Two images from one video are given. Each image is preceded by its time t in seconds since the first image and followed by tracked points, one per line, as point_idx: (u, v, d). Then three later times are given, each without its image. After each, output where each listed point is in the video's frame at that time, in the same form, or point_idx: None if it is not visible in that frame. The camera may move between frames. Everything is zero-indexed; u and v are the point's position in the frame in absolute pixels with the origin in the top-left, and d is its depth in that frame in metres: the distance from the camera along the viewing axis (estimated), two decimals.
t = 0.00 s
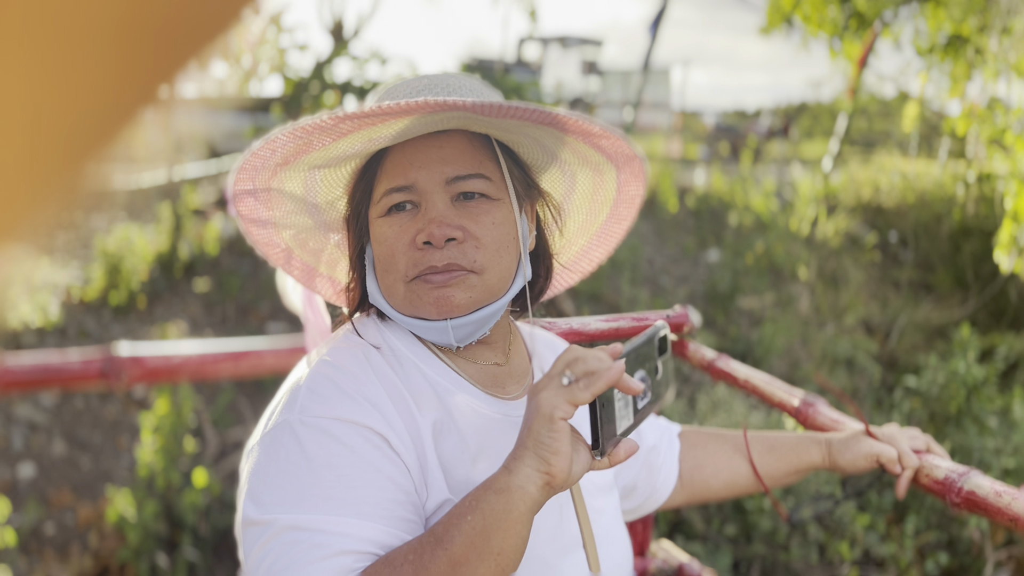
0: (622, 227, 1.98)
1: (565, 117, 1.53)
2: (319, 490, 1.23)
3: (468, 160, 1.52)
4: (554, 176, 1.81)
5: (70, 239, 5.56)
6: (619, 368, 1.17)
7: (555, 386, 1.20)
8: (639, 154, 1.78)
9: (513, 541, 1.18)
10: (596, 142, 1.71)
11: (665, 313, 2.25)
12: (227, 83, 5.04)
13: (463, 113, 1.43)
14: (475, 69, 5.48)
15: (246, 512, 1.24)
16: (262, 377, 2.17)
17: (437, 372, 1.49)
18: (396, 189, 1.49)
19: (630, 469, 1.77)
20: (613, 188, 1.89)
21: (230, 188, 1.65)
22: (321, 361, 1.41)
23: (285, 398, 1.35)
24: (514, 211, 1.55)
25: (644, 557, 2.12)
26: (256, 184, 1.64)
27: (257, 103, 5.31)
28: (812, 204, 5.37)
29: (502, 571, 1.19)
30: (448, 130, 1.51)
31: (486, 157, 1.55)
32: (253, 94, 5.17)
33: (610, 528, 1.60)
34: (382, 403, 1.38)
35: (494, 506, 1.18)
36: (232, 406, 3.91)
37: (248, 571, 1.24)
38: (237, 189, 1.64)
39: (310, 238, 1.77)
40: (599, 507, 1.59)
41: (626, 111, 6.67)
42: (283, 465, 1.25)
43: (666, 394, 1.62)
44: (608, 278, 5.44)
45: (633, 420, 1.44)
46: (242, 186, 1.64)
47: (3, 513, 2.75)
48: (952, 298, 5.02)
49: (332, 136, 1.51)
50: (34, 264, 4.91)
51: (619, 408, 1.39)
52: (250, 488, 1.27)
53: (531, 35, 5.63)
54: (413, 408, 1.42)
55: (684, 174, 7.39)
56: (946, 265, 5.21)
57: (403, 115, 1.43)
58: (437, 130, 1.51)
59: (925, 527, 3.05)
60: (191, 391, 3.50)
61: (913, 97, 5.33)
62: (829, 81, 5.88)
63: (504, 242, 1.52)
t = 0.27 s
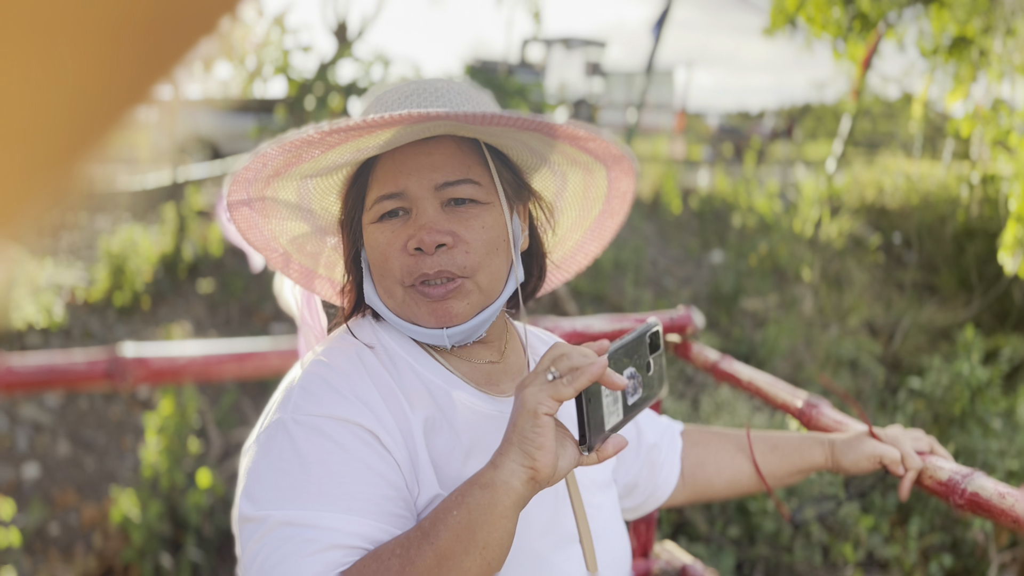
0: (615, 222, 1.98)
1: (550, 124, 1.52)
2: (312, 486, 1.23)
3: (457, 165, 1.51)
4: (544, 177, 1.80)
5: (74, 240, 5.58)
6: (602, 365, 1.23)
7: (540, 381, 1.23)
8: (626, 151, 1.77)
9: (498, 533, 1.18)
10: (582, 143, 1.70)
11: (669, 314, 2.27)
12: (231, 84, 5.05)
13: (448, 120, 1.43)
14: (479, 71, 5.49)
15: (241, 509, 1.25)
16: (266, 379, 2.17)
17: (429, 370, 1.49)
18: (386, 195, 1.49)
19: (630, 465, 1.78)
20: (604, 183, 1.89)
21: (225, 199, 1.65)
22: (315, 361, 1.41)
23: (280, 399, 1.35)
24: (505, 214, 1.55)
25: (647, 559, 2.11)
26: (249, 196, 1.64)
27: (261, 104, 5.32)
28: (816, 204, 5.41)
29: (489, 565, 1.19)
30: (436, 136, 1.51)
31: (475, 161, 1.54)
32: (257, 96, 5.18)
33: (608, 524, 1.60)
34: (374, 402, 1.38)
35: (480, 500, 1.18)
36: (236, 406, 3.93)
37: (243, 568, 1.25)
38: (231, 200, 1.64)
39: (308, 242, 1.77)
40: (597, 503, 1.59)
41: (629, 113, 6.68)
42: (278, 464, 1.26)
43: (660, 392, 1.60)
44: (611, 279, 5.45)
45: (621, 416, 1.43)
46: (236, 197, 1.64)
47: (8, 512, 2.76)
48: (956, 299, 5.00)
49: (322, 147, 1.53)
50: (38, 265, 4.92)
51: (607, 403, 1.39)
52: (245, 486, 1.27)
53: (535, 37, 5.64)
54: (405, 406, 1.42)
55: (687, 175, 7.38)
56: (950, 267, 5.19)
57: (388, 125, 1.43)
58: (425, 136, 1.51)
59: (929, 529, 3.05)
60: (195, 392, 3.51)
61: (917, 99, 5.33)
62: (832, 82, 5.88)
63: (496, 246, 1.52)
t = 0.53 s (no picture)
0: (621, 226, 1.95)
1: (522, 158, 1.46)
2: (306, 480, 1.25)
3: (427, 184, 1.49)
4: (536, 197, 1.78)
5: (80, 242, 5.60)
6: (584, 359, 1.25)
7: (525, 376, 1.24)
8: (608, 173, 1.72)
9: (484, 525, 1.17)
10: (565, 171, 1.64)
11: (673, 316, 2.27)
12: (236, 86, 5.07)
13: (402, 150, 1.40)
14: (483, 73, 5.50)
15: (240, 503, 1.27)
16: (272, 379, 2.18)
17: (423, 367, 1.50)
18: (363, 210, 1.50)
19: (633, 464, 1.79)
20: (596, 195, 1.86)
21: (233, 208, 1.74)
22: (314, 359, 1.42)
23: (278, 396, 1.37)
24: (478, 230, 1.52)
25: (651, 561, 2.10)
26: (250, 205, 1.72)
27: (266, 106, 5.33)
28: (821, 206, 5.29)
29: (475, 558, 1.18)
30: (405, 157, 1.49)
31: (447, 178, 1.51)
32: (262, 97, 5.20)
33: (606, 519, 1.60)
34: (369, 398, 1.39)
35: (466, 493, 1.17)
36: (242, 407, 3.94)
37: (243, 560, 1.27)
38: (236, 210, 1.73)
39: (324, 240, 1.83)
40: (596, 499, 1.59)
41: (634, 114, 6.68)
42: (274, 459, 1.27)
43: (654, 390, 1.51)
44: (615, 281, 5.45)
45: (610, 412, 1.38)
46: (240, 207, 1.73)
47: (14, 512, 2.77)
48: (961, 301, 5.00)
49: (291, 171, 1.59)
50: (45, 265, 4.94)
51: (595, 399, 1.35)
52: (245, 480, 1.29)
53: (539, 39, 5.64)
54: (399, 403, 1.43)
55: (692, 176, 7.38)
56: (955, 269, 5.19)
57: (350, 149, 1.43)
58: (395, 157, 1.49)
59: (934, 531, 3.05)
60: (201, 393, 3.52)
61: (922, 100, 5.32)
62: (837, 83, 5.87)
63: (467, 263, 1.50)
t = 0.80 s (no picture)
0: (618, 223, 1.96)
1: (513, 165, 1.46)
2: (303, 478, 1.26)
3: (419, 190, 1.48)
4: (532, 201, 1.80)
5: (87, 242, 5.63)
6: (573, 357, 1.23)
7: (514, 376, 1.23)
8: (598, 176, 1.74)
9: (475, 523, 1.17)
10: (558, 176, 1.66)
11: (679, 317, 2.28)
12: (241, 87, 5.08)
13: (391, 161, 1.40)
14: (488, 74, 5.50)
15: (242, 500, 1.28)
16: (279, 379, 2.19)
17: (421, 366, 1.50)
18: (358, 215, 1.50)
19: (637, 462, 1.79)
20: (589, 195, 1.88)
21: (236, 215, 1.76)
22: (315, 359, 1.43)
23: (280, 395, 1.38)
24: (471, 233, 1.52)
25: (656, 561, 2.10)
26: (252, 210, 1.72)
27: (271, 107, 5.34)
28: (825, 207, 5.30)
29: (465, 556, 1.18)
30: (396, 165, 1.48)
31: (439, 182, 1.51)
32: (268, 99, 5.21)
33: (606, 515, 1.59)
34: (368, 397, 1.40)
35: (457, 491, 1.17)
36: (248, 407, 3.96)
37: (246, 555, 1.29)
38: (240, 216, 1.74)
39: (331, 241, 1.85)
40: (596, 496, 1.59)
41: (639, 115, 6.68)
42: (274, 457, 1.28)
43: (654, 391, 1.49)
44: (619, 281, 5.45)
45: (606, 410, 1.38)
46: (242, 213, 1.73)
47: (21, 510, 2.78)
48: (966, 303, 4.98)
49: (287, 178, 1.60)
50: (52, 265, 4.95)
51: (589, 397, 1.34)
52: (247, 477, 1.31)
53: (544, 40, 5.65)
54: (398, 401, 1.44)
55: (697, 177, 7.38)
56: (960, 270, 5.17)
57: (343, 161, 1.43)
58: (386, 165, 1.49)
59: (939, 533, 3.04)
60: (207, 393, 3.53)
61: (928, 101, 5.31)
62: (843, 84, 5.86)
63: (462, 264, 1.50)
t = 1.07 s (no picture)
0: (616, 216, 1.96)
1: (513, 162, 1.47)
2: (306, 475, 1.26)
3: (417, 190, 1.49)
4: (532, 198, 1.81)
5: (94, 242, 5.65)
6: (567, 357, 1.24)
7: (511, 375, 1.23)
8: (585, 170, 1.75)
9: (472, 520, 1.17)
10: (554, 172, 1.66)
11: (685, 317, 2.27)
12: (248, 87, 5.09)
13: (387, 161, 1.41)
14: (494, 75, 5.51)
15: (248, 496, 1.29)
16: (286, 379, 2.20)
17: (422, 365, 1.51)
18: (359, 216, 1.51)
19: (641, 456, 1.79)
20: (584, 190, 1.89)
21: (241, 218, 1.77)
22: (320, 357, 1.44)
23: (285, 393, 1.39)
24: (470, 232, 1.52)
25: (661, 561, 2.11)
26: (257, 213, 1.74)
27: (278, 108, 5.35)
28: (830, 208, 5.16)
29: (463, 552, 1.18)
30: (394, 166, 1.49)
31: (437, 182, 1.51)
32: (274, 100, 5.23)
33: (608, 511, 1.59)
34: (370, 395, 1.40)
35: (454, 488, 1.17)
36: (254, 406, 3.98)
37: (251, 550, 1.30)
38: (245, 219, 1.75)
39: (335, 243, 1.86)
40: (598, 491, 1.59)
41: (644, 116, 6.68)
42: (278, 453, 1.29)
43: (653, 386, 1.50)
44: (625, 282, 5.45)
45: (604, 408, 1.37)
46: (247, 216, 1.75)
47: (29, 508, 2.79)
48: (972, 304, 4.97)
49: (288, 180, 1.61)
50: (60, 265, 4.97)
51: (586, 395, 1.34)
52: (252, 473, 1.32)
53: (550, 41, 5.65)
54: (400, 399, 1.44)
55: (702, 178, 7.37)
56: (966, 272, 5.16)
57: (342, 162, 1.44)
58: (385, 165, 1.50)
59: (945, 534, 3.03)
60: (213, 393, 3.54)
61: (934, 102, 5.30)
62: (849, 86, 5.85)
63: (461, 264, 1.51)
